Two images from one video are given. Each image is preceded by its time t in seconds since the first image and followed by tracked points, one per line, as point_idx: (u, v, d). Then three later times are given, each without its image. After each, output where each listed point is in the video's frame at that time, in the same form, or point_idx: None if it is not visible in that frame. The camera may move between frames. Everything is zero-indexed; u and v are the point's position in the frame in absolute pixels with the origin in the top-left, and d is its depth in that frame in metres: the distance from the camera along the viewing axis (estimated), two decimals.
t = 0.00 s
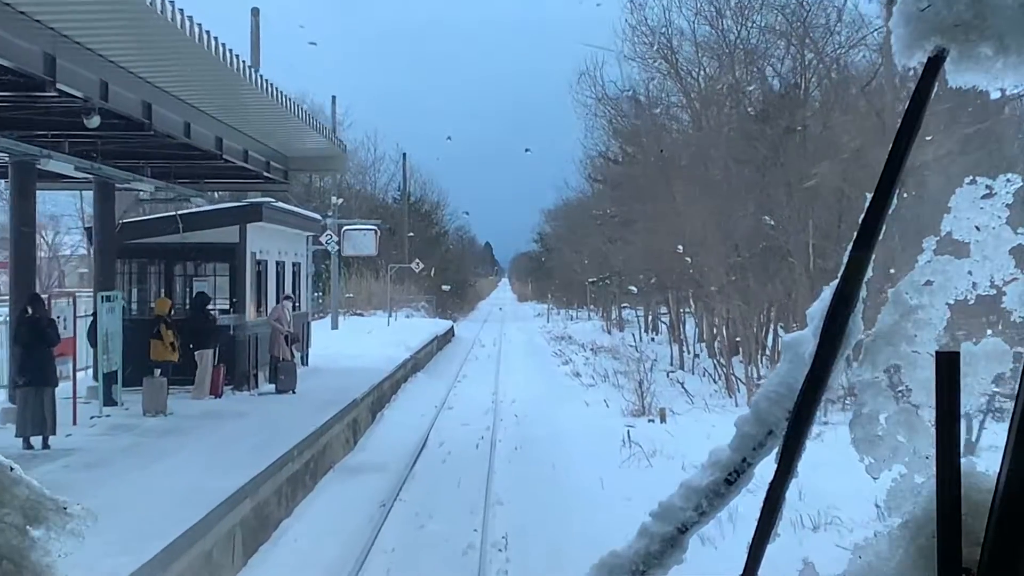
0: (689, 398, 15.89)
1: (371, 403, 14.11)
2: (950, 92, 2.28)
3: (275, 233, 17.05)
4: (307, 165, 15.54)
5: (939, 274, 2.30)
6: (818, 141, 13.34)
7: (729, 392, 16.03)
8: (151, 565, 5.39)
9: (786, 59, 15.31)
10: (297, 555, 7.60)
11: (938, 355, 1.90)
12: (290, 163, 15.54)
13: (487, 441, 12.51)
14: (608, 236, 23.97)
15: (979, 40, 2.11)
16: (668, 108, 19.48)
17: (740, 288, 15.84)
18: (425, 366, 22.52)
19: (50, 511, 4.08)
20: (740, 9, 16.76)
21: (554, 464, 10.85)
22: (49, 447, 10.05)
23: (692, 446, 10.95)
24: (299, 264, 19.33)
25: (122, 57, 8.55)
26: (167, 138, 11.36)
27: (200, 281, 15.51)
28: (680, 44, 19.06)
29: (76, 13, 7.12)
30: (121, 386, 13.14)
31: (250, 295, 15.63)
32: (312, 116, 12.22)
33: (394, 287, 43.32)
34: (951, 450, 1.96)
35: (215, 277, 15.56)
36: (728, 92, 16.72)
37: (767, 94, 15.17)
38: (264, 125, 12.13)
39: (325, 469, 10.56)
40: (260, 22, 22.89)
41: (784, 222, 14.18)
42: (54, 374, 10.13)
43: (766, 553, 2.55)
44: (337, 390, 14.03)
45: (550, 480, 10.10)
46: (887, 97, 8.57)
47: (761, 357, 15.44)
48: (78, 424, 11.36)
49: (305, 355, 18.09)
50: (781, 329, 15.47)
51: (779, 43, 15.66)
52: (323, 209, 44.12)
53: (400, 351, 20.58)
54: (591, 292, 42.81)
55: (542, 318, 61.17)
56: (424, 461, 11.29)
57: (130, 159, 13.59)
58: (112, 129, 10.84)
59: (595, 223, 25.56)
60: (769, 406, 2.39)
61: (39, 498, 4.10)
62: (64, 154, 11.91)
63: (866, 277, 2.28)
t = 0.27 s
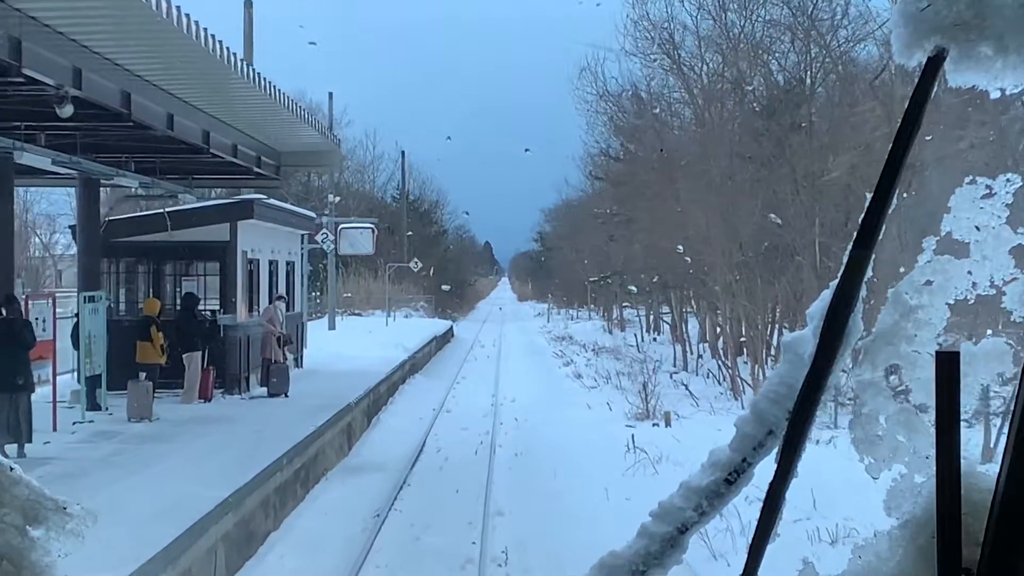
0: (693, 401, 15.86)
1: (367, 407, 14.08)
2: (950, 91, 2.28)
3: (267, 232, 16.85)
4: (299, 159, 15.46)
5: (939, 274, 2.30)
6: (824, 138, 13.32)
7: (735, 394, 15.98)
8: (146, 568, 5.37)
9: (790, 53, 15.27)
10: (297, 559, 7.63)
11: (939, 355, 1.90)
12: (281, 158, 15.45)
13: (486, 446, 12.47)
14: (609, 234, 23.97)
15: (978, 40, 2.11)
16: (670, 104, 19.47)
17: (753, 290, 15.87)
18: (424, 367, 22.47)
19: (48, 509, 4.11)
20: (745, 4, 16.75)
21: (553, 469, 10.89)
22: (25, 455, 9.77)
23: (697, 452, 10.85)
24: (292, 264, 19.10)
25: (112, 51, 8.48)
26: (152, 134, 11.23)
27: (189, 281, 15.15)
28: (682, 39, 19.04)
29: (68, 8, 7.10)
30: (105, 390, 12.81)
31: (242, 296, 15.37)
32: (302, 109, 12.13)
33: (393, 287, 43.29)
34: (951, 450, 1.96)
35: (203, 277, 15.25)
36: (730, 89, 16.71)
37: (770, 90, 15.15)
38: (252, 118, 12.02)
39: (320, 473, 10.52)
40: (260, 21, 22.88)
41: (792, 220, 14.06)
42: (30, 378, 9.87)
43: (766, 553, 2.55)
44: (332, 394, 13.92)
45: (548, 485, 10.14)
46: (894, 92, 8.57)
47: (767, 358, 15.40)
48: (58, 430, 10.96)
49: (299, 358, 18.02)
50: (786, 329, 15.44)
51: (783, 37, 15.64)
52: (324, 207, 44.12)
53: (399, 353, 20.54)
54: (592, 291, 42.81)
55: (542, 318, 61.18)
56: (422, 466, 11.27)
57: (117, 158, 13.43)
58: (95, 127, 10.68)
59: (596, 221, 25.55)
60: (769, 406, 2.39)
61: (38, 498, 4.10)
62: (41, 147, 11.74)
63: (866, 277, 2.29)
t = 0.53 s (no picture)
0: (694, 403, 15.82)
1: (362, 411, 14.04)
2: (950, 92, 2.27)
3: (262, 230, 16.42)
4: (291, 155, 15.30)
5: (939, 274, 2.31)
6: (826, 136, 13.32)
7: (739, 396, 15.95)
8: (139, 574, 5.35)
9: (793, 49, 15.26)
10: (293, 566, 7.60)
11: (938, 356, 1.90)
12: (274, 153, 15.30)
13: (485, 451, 12.40)
14: (610, 233, 23.98)
15: (978, 40, 2.11)
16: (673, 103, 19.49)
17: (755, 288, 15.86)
18: (421, 369, 22.40)
19: (49, 511, 4.08)
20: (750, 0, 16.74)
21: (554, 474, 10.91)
22: None
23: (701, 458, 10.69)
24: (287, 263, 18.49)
25: (105, 47, 8.45)
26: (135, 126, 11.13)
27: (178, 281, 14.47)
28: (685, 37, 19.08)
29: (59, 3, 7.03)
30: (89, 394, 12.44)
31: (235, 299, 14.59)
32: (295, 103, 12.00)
33: (392, 287, 43.27)
34: (952, 450, 1.96)
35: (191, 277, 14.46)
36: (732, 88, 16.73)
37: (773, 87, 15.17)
38: (240, 113, 11.93)
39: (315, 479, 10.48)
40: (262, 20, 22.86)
41: (797, 219, 14.00)
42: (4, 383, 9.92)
43: (766, 553, 2.55)
44: (325, 399, 13.68)
45: (546, 490, 10.15)
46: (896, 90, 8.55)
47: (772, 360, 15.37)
48: (36, 438, 10.58)
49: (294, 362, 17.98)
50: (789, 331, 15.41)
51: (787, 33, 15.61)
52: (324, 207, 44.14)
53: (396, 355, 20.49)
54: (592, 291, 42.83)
55: (542, 317, 61.17)
56: (419, 472, 11.24)
57: (105, 148, 13.07)
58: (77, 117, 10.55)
59: (597, 220, 25.57)
60: (770, 406, 2.39)
61: (38, 498, 4.10)
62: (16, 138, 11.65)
63: (866, 278, 2.29)
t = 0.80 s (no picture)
0: (695, 406, 15.76)
1: (359, 416, 13.99)
2: (951, 92, 2.27)
3: (254, 228, 16.04)
4: (285, 151, 14.94)
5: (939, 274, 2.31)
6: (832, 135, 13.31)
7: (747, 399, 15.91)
8: None
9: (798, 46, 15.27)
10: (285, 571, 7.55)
11: (938, 356, 1.90)
12: (266, 149, 14.95)
13: (483, 458, 12.27)
14: (611, 232, 23.98)
15: (978, 40, 2.11)
16: (677, 101, 19.48)
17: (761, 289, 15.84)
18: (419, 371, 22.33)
19: (49, 511, 4.07)
20: None
21: (556, 480, 10.83)
22: None
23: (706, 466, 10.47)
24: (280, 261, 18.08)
25: (97, 41, 8.35)
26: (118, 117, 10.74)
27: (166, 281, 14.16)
28: (689, 33, 19.05)
29: None
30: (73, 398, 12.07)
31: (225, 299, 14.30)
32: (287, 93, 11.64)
33: (392, 287, 43.23)
34: (951, 449, 1.96)
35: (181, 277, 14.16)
36: (736, 85, 16.72)
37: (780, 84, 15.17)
38: (229, 105, 11.57)
39: (309, 484, 10.39)
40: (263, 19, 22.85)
41: (805, 218, 13.95)
42: None
43: (767, 553, 2.55)
44: (318, 404, 13.41)
45: (547, 497, 10.06)
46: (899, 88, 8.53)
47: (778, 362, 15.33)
48: (14, 445, 10.05)
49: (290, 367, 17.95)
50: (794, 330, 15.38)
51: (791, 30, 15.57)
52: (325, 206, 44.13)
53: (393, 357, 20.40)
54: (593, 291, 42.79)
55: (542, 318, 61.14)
56: (416, 478, 11.17)
57: (92, 139, 12.70)
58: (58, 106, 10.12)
59: (598, 219, 25.55)
60: (770, 406, 2.39)
61: (39, 498, 4.10)
62: None
63: (866, 277, 2.29)
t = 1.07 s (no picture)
0: (697, 409, 15.66)
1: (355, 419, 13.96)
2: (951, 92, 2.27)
3: (246, 226, 15.67)
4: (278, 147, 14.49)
5: (939, 273, 2.31)
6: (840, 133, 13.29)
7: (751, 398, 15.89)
8: None
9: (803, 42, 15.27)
10: None
11: (937, 357, 1.90)
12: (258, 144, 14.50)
13: (482, 465, 12.08)
14: (613, 231, 23.97)
15: (978, 40, 2.11)
16: (679, 96, 19.44)
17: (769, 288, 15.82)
18: (418, 374, 22.25)
19: (51, 514, 4.10)
20: None
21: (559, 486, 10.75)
22: None
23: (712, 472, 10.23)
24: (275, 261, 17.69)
25: (94, 39, 8.26)
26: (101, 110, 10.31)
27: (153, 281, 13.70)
28: (692, 27, 19.00)
29: None
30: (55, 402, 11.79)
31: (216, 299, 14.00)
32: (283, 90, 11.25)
33: (392, 286, 43.23)
34: (951, 450, 1.96)
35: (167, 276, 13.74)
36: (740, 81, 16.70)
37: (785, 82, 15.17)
38: (220, 100, 11.17)
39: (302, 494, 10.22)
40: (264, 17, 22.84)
41: (812, 218, 13.90)
42: None
43: (767, 552, 2.55)
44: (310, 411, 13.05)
45: (551, 504, 9.98)
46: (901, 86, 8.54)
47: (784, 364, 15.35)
48: None
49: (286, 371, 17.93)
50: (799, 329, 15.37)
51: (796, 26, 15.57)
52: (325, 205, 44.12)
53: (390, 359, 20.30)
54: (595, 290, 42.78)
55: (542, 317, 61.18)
56: (413, 483, 11.11)
57: (76, 137, 12.24)
58: (39, 99, 9.74)
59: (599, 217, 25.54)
60: (770, 406, 2.39)
61: (39, 499, 4.12)
62: None
63: (866, 277, 2.30)
